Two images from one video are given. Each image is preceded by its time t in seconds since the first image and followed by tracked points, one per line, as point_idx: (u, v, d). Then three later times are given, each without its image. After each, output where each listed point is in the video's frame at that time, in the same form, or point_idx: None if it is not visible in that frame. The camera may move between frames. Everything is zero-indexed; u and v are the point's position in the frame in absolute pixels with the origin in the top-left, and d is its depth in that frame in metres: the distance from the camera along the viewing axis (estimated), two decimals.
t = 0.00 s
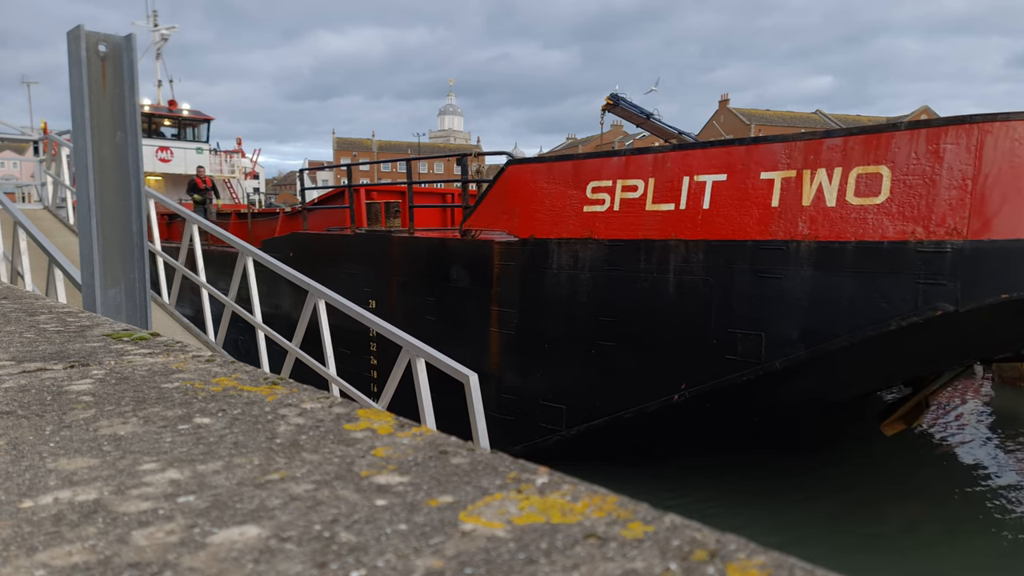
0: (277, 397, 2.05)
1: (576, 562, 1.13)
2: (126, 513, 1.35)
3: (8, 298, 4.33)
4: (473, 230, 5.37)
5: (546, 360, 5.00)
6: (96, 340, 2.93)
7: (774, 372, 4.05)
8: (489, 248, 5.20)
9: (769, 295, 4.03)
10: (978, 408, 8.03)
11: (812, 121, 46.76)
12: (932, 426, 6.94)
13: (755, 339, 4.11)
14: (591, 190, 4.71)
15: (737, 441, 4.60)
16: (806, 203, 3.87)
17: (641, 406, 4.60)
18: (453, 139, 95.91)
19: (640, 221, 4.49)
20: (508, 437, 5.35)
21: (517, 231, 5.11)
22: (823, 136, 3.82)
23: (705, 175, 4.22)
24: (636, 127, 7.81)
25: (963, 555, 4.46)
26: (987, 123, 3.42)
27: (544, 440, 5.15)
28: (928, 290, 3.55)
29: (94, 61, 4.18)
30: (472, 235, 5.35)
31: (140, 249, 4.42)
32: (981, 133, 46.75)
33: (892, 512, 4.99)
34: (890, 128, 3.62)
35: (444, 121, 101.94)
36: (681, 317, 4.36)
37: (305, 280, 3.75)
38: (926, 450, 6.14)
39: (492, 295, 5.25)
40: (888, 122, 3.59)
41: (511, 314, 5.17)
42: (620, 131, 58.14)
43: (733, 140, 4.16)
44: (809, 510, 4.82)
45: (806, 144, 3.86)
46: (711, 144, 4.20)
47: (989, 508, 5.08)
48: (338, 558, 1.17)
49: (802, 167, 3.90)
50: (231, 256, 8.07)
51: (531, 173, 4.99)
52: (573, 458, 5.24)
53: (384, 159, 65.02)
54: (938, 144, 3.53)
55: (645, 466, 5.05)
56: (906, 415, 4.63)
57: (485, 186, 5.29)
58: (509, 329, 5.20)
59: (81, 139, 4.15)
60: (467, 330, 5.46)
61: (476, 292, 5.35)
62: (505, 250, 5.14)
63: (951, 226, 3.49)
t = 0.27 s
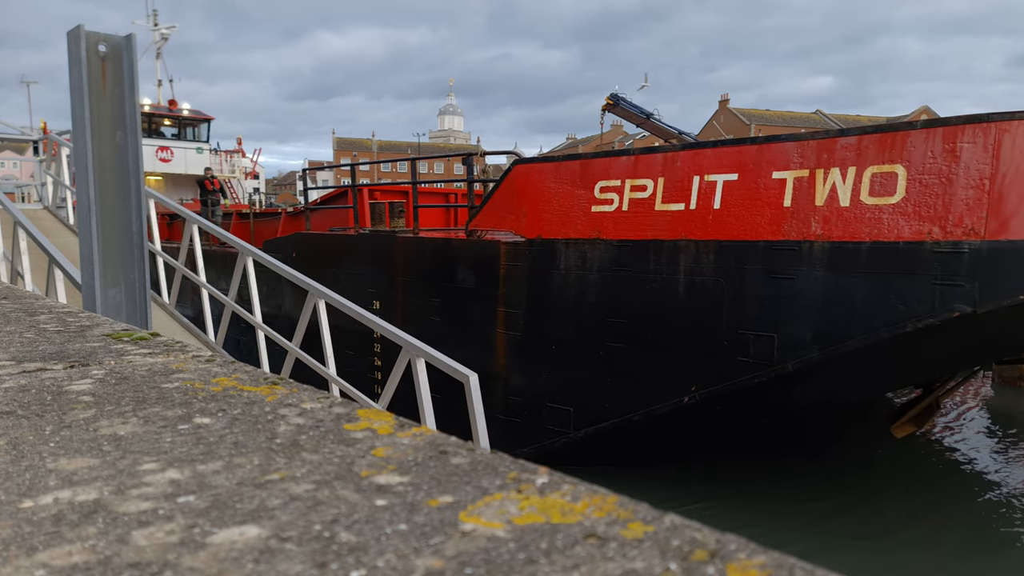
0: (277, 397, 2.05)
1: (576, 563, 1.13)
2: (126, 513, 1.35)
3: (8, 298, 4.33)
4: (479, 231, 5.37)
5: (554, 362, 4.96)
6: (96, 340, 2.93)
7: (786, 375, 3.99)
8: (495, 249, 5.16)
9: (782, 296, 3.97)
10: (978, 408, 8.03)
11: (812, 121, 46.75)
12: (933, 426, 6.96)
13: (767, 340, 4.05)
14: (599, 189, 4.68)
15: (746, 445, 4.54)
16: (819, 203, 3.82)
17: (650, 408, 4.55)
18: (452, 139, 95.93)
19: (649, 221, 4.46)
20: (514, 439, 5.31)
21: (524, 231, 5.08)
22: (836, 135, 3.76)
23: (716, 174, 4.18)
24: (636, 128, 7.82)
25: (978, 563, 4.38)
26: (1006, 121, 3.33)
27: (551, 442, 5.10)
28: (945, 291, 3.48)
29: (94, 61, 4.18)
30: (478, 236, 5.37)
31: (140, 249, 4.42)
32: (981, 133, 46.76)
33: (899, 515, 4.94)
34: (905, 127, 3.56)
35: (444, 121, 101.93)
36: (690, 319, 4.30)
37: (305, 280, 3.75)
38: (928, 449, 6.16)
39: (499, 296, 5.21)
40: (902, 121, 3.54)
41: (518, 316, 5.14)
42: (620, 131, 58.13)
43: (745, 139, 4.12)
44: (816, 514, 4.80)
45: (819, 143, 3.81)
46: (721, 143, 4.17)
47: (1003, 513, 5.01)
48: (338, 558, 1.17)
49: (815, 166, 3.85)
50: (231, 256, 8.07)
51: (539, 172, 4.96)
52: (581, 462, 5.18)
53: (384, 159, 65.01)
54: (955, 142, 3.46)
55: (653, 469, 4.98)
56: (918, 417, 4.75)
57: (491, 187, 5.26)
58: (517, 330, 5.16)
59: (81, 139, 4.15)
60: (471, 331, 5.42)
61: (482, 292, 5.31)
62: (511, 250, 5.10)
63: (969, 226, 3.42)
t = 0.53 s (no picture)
0: (277, 397, 2.05)
1: (576, 563, 1.13)
2: (126, 513, 1.35)
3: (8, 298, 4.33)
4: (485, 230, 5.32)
5: (561, 363, 4.93)
6: (96, 340, 2.93)
7: (799, 376, 3.96)
8: (501, 250, 5.13)
9: (795, 297, 3.94)
10: (979, 408, 8.02)
11: (813, 121, 46.75)
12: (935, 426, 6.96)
13: (779, 342, 4.02)
14: (608, 189, 4.64)
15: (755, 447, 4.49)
16: (833, 203, 3.78)
17: (660, 410, 4.52)
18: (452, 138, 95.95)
19: (659, 221, 4.42)
20: (521, 441, 5.27)
21: (531, 231, 5.03)
22: (850, 134, 3.72)
23: (727, 174, 4.14)
24: (636, 127, 7.81)
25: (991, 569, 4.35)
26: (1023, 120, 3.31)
27: (559, 445, 5.08)
28: (963, 292, 3.46)
29: (94, 61, 4.18)
30: (484, 236, 5.30)
31: (140, 249, 4.42)
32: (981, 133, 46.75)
33: (909, 521, 4.89)
34: (921, 126, 3.53)
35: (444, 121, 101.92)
36: (701, 320, 4.27)
37: (304, 280, 3.74)
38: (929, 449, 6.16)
39: (505, 297, 5.17)
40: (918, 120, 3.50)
41: (524, 317, 5.09)
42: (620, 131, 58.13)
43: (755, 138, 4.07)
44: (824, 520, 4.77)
45: (832, 142, 3.77)
46: (732, 142, 4.13)
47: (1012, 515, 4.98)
48: (338, 558, 1.17)
49: (828, 165, 3.81)
50: (231, 256, 8.07)
51: (546, 172, 4.91)
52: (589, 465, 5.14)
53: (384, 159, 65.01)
54: (972, 142, 3.42)
55: (661, 471, 4.94)
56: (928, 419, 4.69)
57: (498, 186, 5.22)
58: (523, 331, 5.12)
59: (81, 139, 4.15)
60: (477, 333, 5.38)
61: (488, 293, 5.27)
62: (518, 251, 5.06)
63: (987, 226, 3.38)
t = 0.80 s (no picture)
0: (277, 397, 2.05)
1: (576, 563, 1.13)
2: (126, 513, 1.35)
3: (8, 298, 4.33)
4: (491, 231, 5.30)
5: (569, 365, 4.90)
6: (96, 340, 2.93)
7: (812, 379, 3.90)
8: (508, 250, 5.10)
9: (807, 298, 3.86)
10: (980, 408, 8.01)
11: (813, 121, 46.75)
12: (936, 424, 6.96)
13: (791, 344, 3.95)
14: (616, 189, 4.58)
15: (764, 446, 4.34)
16: (847, 203, 3.70)
17: (669, 412, 4.47)
18: (452, 138, 95.99)
19: (669, 221, 4.36)
20: (528, 443, 5.25)
21: (538, 231, 4.98)
22: (865, 132, 3.64)
23: (738, 173, 4.07)
24: (636, 127, 7.82)
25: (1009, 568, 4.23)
26: None
27: (566, 447, 5.05)
28: (980, 293, 3.33)
29: (94, 61, 4.18)
30: (489, 237, 5.31)
31: (140, 249, 4.42)
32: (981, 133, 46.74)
33: (921, 523, 4.75)
34: (938, 125, 3.44)
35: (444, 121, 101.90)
36: (710, 322, 4.22)
37: (305, 280, 3.73)
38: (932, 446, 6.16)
39: (512, 298, 5.15)
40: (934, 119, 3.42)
41: (532, 318, 5.07)
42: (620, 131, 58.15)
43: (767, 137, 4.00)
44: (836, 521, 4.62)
45: (846, 141, 3.69)
46: (744, 141, 4.07)
47: None
48: (338, 558, 1.17)
49: (842, 164, 3.72)
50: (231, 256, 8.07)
51: (554, 172, 4.85)
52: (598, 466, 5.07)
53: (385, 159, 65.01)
54: (989, 140, 3.31)
55: (669, 473, 4.84)
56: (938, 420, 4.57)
57: (504, 186, 5.15)
58: (530, 333, 5.10)
59: (81, 139, 4.14)
60: (483, 334, 5.37)
61: (494, 294, 5.26)
62: (525, 251, 5.03)
63: (1005, 226, 3.26)
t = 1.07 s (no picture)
0: (277, 397, 2.05)
1: (576, 563, 1.13)
2: (126, 513, 1.35)
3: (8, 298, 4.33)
4: (497, 231, 5.22)
5: (576, 367, 4.82)
6: (96, 340, 2.93)
7: (826, 381, 3.85)
8: (514, 251, 5.02)
9: (821, 300, 3.82)
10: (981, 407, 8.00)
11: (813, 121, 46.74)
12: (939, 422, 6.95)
13: (805, 345, 3.91)
14: (625, 189, 4.51)
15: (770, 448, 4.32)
16: (861, 203, 3.66)
17: (679, 415, 4.41)
18: (452, 138, 96.10)
19: (679, 221, 4.29)
20: (534, 447, 5.15)
21: (545, 232, 4.89)
22: (880, 131, 3.60)
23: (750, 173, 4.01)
24: (636, 127, 7.81)
25: None
26: None
27: (574, 450, 4.96)
28: (997, 294, 3.33)
29: (94, 61, 4.18)
30: (495, 237, 5.22)
31: (140, 249, 4.42)
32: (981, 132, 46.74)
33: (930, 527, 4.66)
34: (954, 124, 3.42)
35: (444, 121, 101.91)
36: (722, 323, 4.17)
37: (305, 280, 3.72)
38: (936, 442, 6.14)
39: (518, 300, 5.06)
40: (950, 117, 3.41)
41: (538, 319, 4.98)
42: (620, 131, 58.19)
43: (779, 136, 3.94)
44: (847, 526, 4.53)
45: (861, 140, 3.65)
46: (756, 140, 3.99)
47: None
48: (338, 558, 1.17)
49: (856, 164, 3.68)
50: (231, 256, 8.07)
51: (561, 172, 4.77)
52: (604, 469, 5.00)
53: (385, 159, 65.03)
54: (1006, 140, 3.31)
55: (678, 475, 4.77)
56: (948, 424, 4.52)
57: (510, 186, 5.05)
58: (537, 334, 5.01)
59: (81, 139, 4.15)
60: (488, 335, 5.29)
61: (501, 295, 5.18)
62: (532, 252, 4.95)
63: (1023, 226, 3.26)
